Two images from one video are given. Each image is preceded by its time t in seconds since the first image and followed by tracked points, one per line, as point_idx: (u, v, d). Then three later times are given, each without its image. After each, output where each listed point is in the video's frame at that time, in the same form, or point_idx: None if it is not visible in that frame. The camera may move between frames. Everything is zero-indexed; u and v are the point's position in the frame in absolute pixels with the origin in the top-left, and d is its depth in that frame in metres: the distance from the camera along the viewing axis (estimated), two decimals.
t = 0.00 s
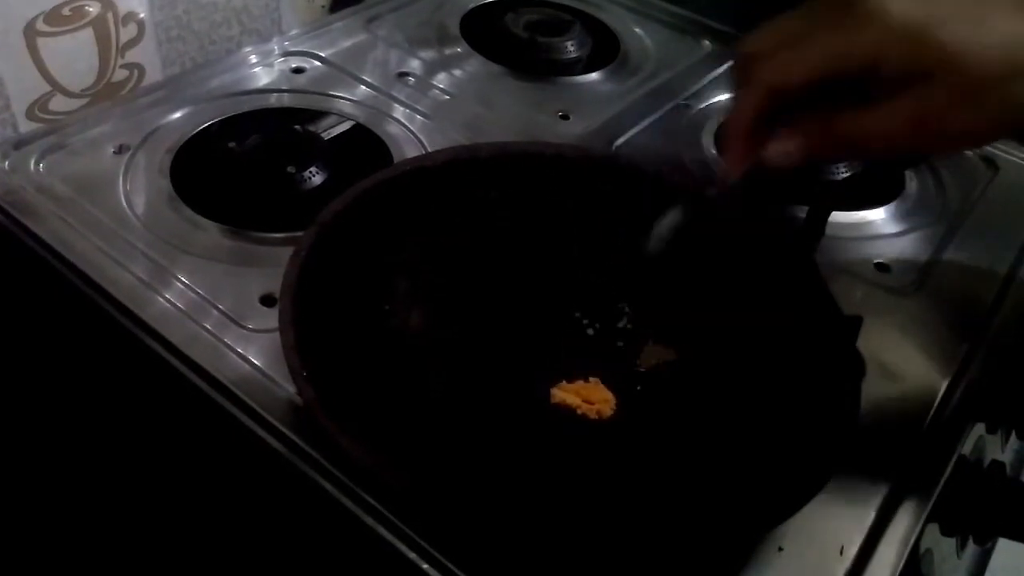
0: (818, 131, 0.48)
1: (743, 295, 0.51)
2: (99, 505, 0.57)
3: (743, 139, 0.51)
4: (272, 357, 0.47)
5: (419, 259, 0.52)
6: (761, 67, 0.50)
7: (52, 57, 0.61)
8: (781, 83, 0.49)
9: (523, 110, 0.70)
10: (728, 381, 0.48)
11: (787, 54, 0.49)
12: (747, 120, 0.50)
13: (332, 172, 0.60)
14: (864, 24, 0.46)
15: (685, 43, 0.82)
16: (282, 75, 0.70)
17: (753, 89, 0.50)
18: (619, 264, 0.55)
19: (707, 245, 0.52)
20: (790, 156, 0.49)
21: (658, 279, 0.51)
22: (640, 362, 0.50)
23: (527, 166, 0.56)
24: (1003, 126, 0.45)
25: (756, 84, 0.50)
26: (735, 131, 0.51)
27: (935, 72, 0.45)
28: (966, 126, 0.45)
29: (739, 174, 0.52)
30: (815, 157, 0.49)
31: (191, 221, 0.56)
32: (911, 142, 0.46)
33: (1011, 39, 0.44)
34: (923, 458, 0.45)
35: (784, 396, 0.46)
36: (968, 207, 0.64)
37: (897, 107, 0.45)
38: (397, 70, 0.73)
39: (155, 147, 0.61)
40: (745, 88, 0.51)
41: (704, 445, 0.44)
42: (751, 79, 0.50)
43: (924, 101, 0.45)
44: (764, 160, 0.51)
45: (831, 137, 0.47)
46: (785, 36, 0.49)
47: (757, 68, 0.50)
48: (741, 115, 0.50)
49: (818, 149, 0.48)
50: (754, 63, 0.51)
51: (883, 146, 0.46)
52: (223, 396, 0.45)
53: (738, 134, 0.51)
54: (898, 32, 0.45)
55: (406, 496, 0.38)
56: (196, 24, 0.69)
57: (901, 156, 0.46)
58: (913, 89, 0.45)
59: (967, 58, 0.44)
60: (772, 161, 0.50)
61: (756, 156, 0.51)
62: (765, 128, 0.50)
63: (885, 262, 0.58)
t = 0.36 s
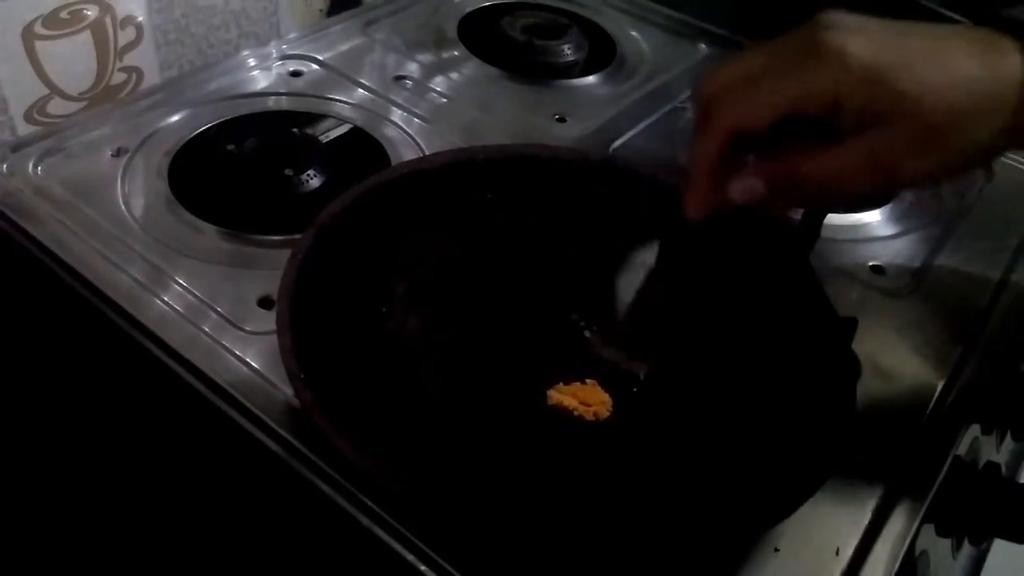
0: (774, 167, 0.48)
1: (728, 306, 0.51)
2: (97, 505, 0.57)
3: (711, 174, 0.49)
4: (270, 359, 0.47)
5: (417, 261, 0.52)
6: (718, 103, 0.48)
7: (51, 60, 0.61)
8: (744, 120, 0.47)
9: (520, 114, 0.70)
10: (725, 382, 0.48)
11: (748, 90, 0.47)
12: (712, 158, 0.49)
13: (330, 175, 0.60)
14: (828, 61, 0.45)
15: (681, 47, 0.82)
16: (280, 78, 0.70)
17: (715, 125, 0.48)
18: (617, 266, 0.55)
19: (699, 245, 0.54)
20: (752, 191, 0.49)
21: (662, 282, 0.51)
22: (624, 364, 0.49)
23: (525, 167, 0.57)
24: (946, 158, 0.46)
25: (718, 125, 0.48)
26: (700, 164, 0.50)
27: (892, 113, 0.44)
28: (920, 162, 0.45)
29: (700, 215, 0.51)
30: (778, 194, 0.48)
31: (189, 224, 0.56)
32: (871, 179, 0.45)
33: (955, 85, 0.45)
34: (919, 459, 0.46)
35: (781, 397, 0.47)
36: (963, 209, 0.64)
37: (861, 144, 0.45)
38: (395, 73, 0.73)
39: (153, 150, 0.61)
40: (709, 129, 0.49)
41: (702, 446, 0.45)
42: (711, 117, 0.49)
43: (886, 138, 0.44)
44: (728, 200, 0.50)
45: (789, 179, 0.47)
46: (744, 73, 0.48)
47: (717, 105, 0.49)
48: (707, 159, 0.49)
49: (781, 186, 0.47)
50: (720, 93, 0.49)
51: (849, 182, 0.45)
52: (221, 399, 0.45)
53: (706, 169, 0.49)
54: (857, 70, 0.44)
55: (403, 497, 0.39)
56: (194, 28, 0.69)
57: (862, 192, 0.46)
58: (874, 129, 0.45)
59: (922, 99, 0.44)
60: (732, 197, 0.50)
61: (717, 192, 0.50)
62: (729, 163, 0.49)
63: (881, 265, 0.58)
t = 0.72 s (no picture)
0: (780, 233, 0.47)
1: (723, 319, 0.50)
2: (93, 504, 0.57)
3: (687, 230, 0.49)
4: (267, 360, 0.47)
5: (413, 262, 0.53)
6: (721, 151, 0.50)
7: (47, 62, 0.61)
8: (745, 168, 0.49)
9: (515, 115, 0.71)
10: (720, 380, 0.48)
11: (752, 137, 0.50)
12: (706, 200, 0.49)
13: (327, 177, 0.60)
14: (835, 117, 0.50)
15: (675, 49, 0.83)
16: (276, 80, 0.71)
17: (711, 170, 0.50)
18: (612, 267, 0.55)
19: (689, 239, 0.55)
20: (740, 253, 0.48)
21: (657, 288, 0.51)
22: (611, 366, 0.49)
23: (518, 170, 0.59)
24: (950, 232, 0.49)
25: (716, 168, 0.50)
26: (687, 204, 0.50)
27: (893, 179, 0.48)
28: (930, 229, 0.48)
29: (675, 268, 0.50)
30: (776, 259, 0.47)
31: (186, 225, 0.56)
32: (880, 246, 0.47)
33: (953, 153, 0.50)
34: (911, 458, 0.46)
35: (775, 395, 0.47)
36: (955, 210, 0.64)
37: (868, 213, 0.47)
38: (391, 75, 0.73)
39: (149, 151, 0.62)
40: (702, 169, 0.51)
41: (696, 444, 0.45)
42: (711, 160, 0.50)
43: (897, 202, 0.47)
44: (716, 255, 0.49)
45: (791, 243, 0.47)
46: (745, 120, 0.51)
47: (716, 153, 0.50)
48: (700, 198, 0.49)
49: (777, 251, 0.47)
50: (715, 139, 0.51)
51: (855, 249, 0.47)
52: (218, 399, 0.45)
53: (685, 222, 0.49)
54: (862, 135, 0.49)
55: (400, 496, 0.40)
56: (190, 30, 0.69)
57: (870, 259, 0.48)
58: (876, 195, 0.48)
59: (923, 165, 0.48)
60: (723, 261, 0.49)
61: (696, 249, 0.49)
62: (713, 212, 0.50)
63: (873, 265, 0.59)
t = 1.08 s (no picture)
0: (799, 174, 0.52)
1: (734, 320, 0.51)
2: (95, 507, 0.58)
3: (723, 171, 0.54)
4: (268, 364, 0.48)
5: (413, 264, 0.53)
6: (746, 105, 0.54)
7: (48, 68, 0.60)
8: (769, 116, 0.52)
9: (515, 120, 0.71)
10: (718, 382, 0.49)
11: (777, 88, 0.53)
12: (727, 161, 0.53)
13: (327, 182, 0.61)
14: (860, 62, 0.51)
15: (673, 53, 0.83)
16: (277, 85, 0.71)
17: (742, 120, 0.53)
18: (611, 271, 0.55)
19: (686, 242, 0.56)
20: (774, 197, 0.53)
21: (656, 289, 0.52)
22: (615, 325, 0.51)
23: (517, 175, 0.58)
24: (974, 169, 0.50)
25: (744, 122, 0.53)
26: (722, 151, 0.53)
27: (915, 120, 0.50)
28: (951, 167, 0.50)
29: (715, 216, 0.54)
30: (801, 203, 0.52)
31: (187, 229, 0.56)
32: (894, 187, 0.50)
33: (983, 93, 0.50)
34: (910, 459, 0.46)
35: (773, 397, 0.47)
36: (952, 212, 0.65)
37: (883, 152, 0.50)
38: (390, 80, 0.74)
39: (151, 157, 0.62)
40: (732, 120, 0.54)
41: (694, 445, 0.45)
42: (739, 115, 0.54)
43: (913, 140, 0.50)
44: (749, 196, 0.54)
45: (810, 183, 0.51)
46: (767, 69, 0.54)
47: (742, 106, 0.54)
48: (729, 148, 0.53)
49: (801, 192, 0.51)
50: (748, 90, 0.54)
51: (873, 188, 0.50)
52: (219, 402, 0.45)
53: (720, 166, 0.54)
54: (882, 77, 0.51)
55: (401, 499, 0.40)
56: (191, 35, 0.68)
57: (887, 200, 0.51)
58: (899, 135, 0.50)
59: (945, 104, 0.50)
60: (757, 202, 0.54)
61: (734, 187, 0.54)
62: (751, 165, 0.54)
63: (871, 267, 0.59)
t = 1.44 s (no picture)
0: (753, 153, 0.48)
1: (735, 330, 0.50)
2: (98, 513, 0.58)
3: (685, 163, 0.49)
4: (269, 369, 0.48)
5: (414, 270, 0.53)
6: (703, 95, 0.49)
7: (53, 75, 0.60)
8: (718, 112, 0.48)
9: (516, 126, 0.71)
10: (719, 387, 0.49)
11: (729, 81, 0.48)
12: (692, 148, 0.49)
13: (329, 188, 0.61)
14: (803, 50, 0.47)
15: (674, 60, 0.83)
16: (279, 92, 0.71)
17: (698, 118, 0.49)
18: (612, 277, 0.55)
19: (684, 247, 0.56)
20: (731, 181, 0.49)
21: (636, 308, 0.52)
22: (606, 332, 0.52)
23: (518, 179, 0.58)
24: (924, 140, 0.47)
25: (699, 117, 0.49)
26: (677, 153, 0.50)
27: (858, 98, 0.46)
28: (891, 142, 0.46)
29: (675, 202, 0.50)
30: (758, 180, 0.49)
31: (189, 235, 0.57)
32: (846, 164, 0.47)
33: (924, 81, 0.47)
34: (911, 465, 0.46)
35: (775, 400, 0.47)
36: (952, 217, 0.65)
37: (836, 129, 0.46)
38: (392, 87, 0.74)
39: (153, 164, 0.62)
40: (688, 116, 0.49)
41: (696, 450, 0.45)
42: (695, 107, 0.49)
43: (857, 120, 0.46)
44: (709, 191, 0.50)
45: (768, 168, 0.48)
46: (721, 69, 0.48)
47: (700, 97, 0.49)
48: (689, 145, 0.49)
49: (763, 175, 0.48)
50: (697, 87, 0.49)
51: (824, 165, 0.46)
52: (222, 407, 0.45)
53: (679, 161, 0.49)
54: (832, 60, 0.46)
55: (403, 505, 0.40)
56: (193, 43, 0.68)
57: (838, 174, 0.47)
58: (840, 115, 0.47)
59: (889, 86, 0.46)
60: (713, 189, 0.50)
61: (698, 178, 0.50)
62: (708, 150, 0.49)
63: (872, 274, 0.59)
